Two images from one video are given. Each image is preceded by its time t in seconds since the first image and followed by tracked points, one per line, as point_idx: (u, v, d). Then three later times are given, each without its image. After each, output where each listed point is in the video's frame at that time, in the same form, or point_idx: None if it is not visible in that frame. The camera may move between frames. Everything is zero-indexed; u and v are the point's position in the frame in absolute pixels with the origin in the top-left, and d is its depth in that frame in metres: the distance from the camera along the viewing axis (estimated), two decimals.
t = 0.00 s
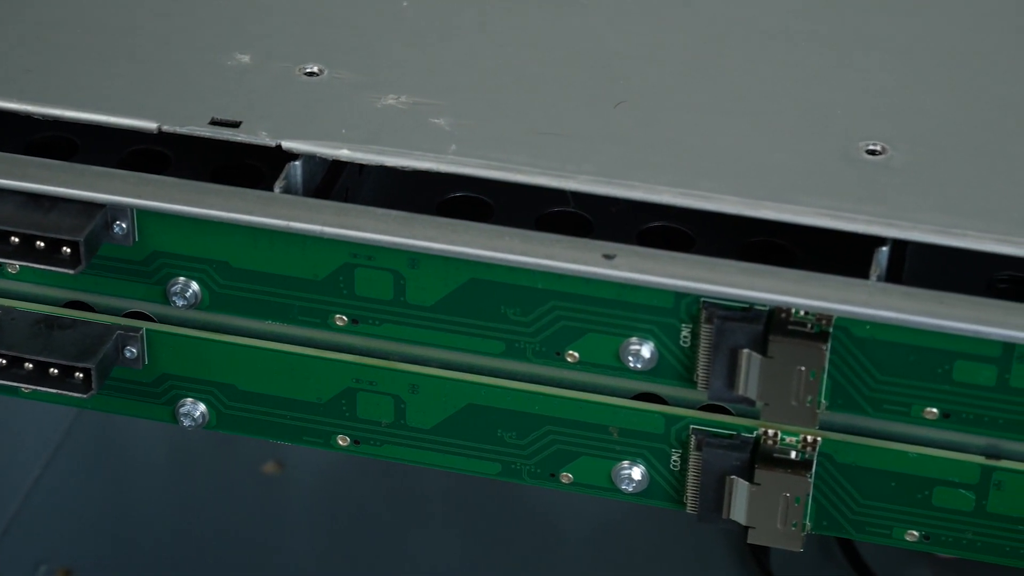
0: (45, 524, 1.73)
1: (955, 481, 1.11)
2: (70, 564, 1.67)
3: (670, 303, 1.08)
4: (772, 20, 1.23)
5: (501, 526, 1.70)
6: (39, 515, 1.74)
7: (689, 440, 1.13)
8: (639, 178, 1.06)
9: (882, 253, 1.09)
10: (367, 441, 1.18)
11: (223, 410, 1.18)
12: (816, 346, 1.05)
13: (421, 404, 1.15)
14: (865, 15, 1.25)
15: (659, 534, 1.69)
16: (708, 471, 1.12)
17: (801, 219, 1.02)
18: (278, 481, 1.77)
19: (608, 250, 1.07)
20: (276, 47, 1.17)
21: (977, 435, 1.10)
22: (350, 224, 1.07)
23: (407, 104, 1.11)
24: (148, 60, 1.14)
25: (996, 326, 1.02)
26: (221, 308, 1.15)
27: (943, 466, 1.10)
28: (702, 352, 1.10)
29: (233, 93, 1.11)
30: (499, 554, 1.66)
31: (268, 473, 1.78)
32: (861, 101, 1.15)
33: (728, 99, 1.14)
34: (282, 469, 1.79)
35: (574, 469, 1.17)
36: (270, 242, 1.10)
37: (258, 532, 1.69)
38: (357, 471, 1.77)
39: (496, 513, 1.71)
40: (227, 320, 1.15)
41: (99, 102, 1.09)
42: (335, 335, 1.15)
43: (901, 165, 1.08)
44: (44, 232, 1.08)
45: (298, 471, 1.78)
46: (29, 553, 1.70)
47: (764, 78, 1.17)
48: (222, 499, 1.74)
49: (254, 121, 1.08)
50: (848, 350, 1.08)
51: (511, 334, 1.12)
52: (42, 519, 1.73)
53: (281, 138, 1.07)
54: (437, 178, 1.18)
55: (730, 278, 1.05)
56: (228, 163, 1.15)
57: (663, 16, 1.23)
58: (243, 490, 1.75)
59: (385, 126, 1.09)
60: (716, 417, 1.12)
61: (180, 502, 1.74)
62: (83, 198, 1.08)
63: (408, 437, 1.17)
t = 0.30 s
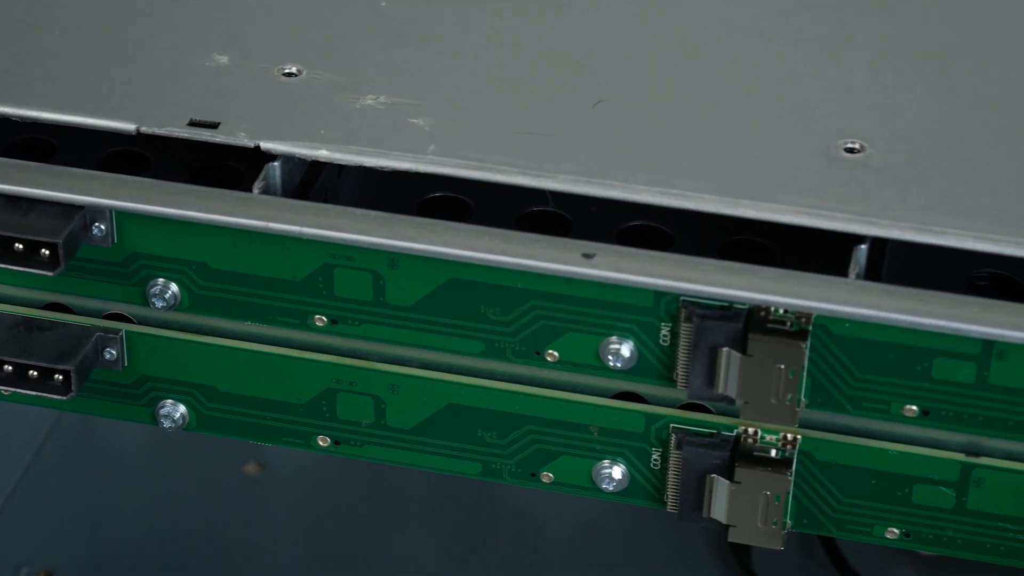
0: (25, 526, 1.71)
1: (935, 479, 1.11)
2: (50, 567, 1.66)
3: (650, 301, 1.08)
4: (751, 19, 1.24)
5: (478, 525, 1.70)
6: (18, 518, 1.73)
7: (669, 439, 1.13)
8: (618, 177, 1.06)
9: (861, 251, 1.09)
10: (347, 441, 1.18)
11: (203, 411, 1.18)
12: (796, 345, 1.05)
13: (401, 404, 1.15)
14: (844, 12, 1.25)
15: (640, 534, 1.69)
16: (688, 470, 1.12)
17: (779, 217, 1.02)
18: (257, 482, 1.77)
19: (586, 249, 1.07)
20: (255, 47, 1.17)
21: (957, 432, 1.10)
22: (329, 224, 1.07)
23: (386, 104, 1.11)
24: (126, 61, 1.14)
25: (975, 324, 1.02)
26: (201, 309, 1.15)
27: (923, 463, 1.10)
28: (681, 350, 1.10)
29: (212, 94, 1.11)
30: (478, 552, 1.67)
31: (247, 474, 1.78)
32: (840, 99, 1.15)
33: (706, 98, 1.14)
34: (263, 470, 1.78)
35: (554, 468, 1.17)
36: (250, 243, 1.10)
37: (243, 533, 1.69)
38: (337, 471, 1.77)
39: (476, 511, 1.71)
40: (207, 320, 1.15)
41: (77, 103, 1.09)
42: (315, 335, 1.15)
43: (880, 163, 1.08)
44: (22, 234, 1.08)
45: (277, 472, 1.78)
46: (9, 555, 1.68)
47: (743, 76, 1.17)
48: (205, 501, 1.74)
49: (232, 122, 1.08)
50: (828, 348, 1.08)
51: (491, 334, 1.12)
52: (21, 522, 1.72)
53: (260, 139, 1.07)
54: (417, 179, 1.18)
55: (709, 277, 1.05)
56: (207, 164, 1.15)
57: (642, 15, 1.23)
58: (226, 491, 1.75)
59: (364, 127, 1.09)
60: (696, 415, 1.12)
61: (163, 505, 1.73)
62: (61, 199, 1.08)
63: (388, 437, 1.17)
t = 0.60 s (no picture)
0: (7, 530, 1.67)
1: (917, 476, 1.11)
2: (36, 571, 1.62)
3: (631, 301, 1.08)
4: (731, 18, 1.24)
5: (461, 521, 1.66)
6: None
7: (651, 438, 1.13)
8: (598, 176, 1.06)
9: (841, 249, 1.09)
10: (330, 442, 1.18)
11: (185, 413, 1.18)
12: (777, 343, 1.06)
13: (383, 405, 1.15)
14: (823, 10, 1.25)
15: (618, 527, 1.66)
16: (670, 468, 1.12)
17: (760, 216, 1.02)
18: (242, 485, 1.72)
19: (567, 249, 1.07)
20: (235, 48, 1.16)
21: (938, 429, 1.11)
22: (309, 224, 1.07)
23: (366, 104, 1.11)
24: (106, 62, 1.14)
25: (955, 321, 1.03)
26: (182, 310, 1.14)
27: (906, 460, 1.11)
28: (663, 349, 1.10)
29: (192, 95, 1.11)
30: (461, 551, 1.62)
31: (232, 476, 1.73)
32: (820, 97, 1.15)
33: (686, 96, 1.14)
34: (246, 471, 1.74)
35: (537, 468, 1.17)
36: (231, 243, 1.10)
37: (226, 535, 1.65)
38: (321, 469, 1.73)
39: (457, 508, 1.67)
40: (188, 321, 1.15)
41: (57, 104, 1.09)
42: (297, 336, 1.15)
43: (860, 161, 1.08)
44: (3, 235, 1.08)
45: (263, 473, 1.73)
46: None
47: (723, 75, 1.17)
48: (188, 503, 1.69)
49: (213, 123, 1.08)
50: (809, 346, 1.08)
51: (472, 334, 1.12)
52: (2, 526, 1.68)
53: (241, 140, 1.07)
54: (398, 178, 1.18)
55: (690, 275, 1.05)
56: (189, 165, 1.15)
57: (622, 16, 1.23)
58: (208, 493, 1.70)
59: (344, 127, 1.09)
60: (677, 414, 1.12)
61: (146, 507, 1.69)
62: (41, 201, 1.08)
63: (370, 438, 1.17)
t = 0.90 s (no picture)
0: None
1: (897, 474, 1.12)
2: None
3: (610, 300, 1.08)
4: (711, 16, 1.24)
5: (440, 521, 1.65)
6: None
7: (631, 437, 1.13)
8: (577, 176, 1.06)
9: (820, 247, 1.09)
10: (310, 442, 1.18)
11: (165, 414, 1.18)
12: (756, 341, 1.05)
13: (363, 405, 1.15)
14: (803, 7, 1.25)
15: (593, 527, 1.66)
16: (650, 467, 1.12)
17: (738, 214, 1.03)
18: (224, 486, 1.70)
19: (547, 248, 1.07)
20: (213, 50, 1.16)
21: (918, 427, 1.11)
22: (288, 225, 1.07)
23: (345, 105, 1.11)
24: (84, 64, 1.14)
25: (934, 319, 1.03)
26: (162, 312, 1.14)
27: (886, 458, 1.11)
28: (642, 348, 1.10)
29: (170, 96, 1.11)
30: (443, 550, 1.61)
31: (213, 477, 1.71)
32: (799, 95, 1.15)
33: (665, 95, 1.14)
34: (229, 472, 1.71)
35: (517, 467, 1.17)
36: (210, 244, 1.09)
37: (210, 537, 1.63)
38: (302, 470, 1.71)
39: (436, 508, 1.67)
40: (168, 323, 1.15)
41: (35, 106, 1.09)
42: (277, 337, 1.15)
43: (839, 159, 1.08)
44: None
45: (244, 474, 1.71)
46: None
47: (702, 74, 1.17)
48: (171, 506, 1.66)
49: (191, 124, 1.08)
50: (788, 344, 1.08)
51: (452, 334, 1.12)
52: None
53: (219, 141, 1.06)
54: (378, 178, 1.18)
55: (669, 274, 1.05)
56: (167, 167, 1.15)
57: (601, 15, 1.23)
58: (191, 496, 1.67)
59: (323, 127, 1.09)
60: (657, 413, 1.12)
61: (128, 510, 1.66)
62: (19, 202, 1.08)
63: (350, 438, 1.17)
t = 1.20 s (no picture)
0: None
1: (876, 471, 1.12)
2: None
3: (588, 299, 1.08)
4: (688, 15, 1.24)
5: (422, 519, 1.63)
6: None
7: (611, 436, 1.13)
8: (556, 175, 1.06)
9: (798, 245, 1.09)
10: (290, 443, 1.18)
11: (144, 416, 1.18)
12: (735, 339, 1.05)
13: (343, 405, 1.15)
14: (781, 5, 1.25)
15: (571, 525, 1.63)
16: (630, 466, 1.12)
17: (716, 213, 1.03)
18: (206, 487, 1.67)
19: (525, 247, 1.07)
20: (191, 50, 1.16)
21: (897, 424, 1.11)
22: (267, 226, 1.07)
23: (322, 105, 1.11)
24: (62, 66, 1.14)
25: (912, 316, 1.03)
26: (140, 313, 1.14)
27: (865, 455, 1.11)
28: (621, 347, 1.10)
29: (147, 97, 1.11)
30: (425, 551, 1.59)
31: (194, 478, 1.68)
32: (778, 94, 1.15)
33: (642, 94, 1.14)
34: (209, 473, 1.68)
35: (497, 467, 1.17)
36: (189, 245, 1.09)
37: (188, 540, 1.61)
38: (283, 470, 1.68)
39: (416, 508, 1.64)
40: (147, 324, 1.15)
41: (13, 108, 1.08)
42: (256, 338, 1.15)
43: (816, 157, 1.08)
44: None
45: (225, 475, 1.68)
46: None
47: (680, 73, 1.17)
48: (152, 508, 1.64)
49: (169, 125, 1.08)
50: (767, 342, 1.08)
51: (431, 333, 1.12)
52: None
53: (197, 142, 1.06)
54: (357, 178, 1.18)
55: (647, 273, 1.05)
56: (146, 168, 1.15)
57: (579, 14, 1.23)
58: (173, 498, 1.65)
59: (300, 127, 1.09)
60: (636, 412, 1.12)
61: (106, 510, 1.63)
62: None
63: (330, 439, 1.17)
